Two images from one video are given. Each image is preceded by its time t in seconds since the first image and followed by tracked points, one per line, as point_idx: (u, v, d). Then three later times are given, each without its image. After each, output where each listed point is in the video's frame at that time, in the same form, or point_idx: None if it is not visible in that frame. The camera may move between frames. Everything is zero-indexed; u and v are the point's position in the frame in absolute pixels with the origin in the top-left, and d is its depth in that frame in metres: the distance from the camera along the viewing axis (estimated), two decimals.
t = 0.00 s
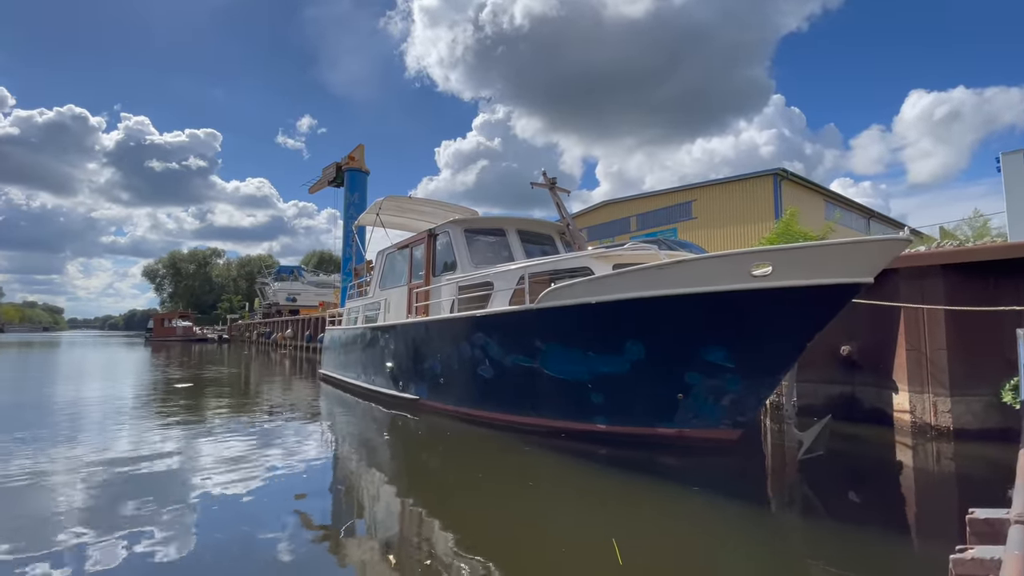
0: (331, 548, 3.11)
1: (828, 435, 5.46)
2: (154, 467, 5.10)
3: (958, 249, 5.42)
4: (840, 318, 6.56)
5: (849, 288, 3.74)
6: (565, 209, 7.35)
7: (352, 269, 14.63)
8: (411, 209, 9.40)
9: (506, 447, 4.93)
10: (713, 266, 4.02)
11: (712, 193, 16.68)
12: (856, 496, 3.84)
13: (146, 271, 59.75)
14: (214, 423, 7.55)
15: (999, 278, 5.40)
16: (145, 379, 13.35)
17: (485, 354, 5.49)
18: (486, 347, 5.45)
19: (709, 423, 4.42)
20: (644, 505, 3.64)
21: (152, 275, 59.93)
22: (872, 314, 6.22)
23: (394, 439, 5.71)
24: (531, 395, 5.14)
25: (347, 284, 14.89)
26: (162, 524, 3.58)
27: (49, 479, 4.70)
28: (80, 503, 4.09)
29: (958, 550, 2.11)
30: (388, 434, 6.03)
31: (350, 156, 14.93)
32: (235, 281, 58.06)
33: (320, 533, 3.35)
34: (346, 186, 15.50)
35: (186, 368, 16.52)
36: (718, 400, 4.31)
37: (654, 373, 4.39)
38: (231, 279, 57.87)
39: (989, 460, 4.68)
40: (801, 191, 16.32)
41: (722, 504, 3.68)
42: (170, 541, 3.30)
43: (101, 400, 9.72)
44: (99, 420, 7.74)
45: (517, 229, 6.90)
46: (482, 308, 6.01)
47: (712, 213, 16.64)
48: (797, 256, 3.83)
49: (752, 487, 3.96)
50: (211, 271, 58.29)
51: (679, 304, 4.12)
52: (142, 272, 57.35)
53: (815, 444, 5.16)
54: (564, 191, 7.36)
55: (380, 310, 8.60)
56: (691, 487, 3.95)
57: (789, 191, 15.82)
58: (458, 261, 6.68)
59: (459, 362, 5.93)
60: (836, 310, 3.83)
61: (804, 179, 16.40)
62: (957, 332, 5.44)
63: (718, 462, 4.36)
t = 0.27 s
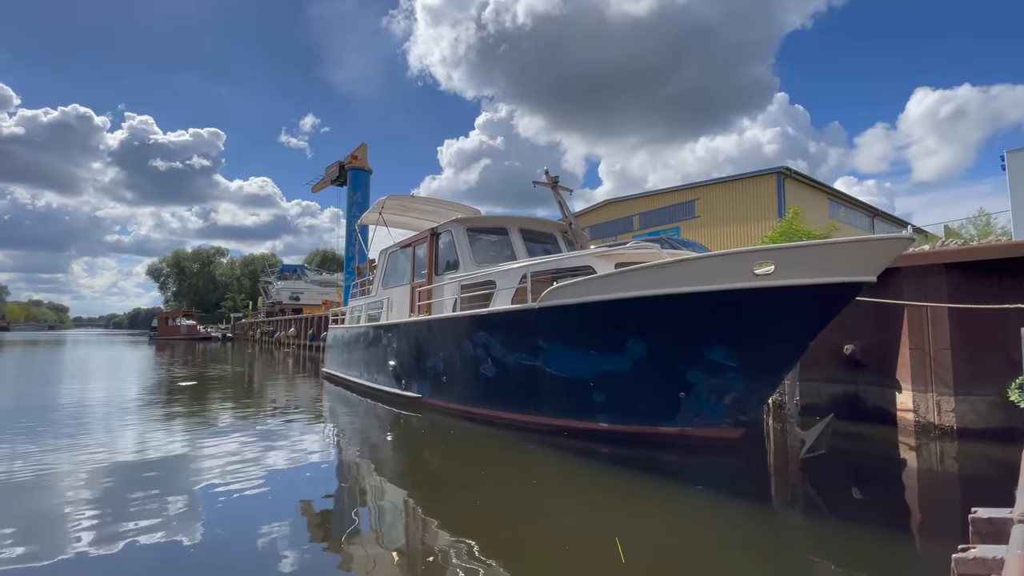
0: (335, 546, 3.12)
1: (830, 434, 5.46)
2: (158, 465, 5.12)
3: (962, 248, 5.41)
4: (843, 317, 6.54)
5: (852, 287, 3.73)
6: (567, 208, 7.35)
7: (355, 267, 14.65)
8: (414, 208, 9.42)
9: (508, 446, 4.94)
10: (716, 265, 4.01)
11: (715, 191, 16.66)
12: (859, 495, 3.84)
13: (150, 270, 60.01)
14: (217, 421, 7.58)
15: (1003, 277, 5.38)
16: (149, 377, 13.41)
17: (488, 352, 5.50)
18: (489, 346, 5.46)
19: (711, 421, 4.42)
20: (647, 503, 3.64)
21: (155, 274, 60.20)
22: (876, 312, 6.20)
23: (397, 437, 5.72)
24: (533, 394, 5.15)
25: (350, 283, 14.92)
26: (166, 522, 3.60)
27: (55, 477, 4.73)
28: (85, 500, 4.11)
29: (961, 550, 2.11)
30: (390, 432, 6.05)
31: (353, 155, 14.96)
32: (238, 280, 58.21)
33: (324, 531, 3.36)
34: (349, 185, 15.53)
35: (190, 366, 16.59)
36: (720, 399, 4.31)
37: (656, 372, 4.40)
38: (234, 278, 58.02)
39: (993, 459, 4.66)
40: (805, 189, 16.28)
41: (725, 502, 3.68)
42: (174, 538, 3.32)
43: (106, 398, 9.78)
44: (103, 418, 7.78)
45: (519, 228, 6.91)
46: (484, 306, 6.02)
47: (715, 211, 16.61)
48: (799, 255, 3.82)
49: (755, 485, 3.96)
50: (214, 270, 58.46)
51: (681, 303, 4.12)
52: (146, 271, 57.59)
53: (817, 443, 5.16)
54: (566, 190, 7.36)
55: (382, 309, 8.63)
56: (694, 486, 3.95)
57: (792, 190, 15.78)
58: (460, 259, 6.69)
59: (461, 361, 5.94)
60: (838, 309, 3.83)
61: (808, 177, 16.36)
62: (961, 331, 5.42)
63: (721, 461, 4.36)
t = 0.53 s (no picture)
0: (339, 545, 3.13)
1: (835, 433, 5.44)
2: (164, 464, 5.15)
3: (968, 246, 5.38)
4: (847, 316, 6.52)
5: (856, 285, 3.72)
6: (571, 207, 7.34)
7: (359, 266, 14.68)
8: (417, 207, 9.43)
9: (512, 444, 4.94)
10: (719, 263, 4.01)
11: (719, 190, 16.61)
12: (864, 494, 3.82)
13: (156, 269, 60.35)
14: (222, 419, 7.62)
15: (1009, 275, 5.35)
16: (154, 376, 13.49)
17: (491, 351, 5.51)
18: (492, 345, 5.47)
19: (714, 420, 4.41)
20: (651, 502, 3.65)
21: (161, 273, 60.51)
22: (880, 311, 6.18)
23: (401, 436, 5.74)
24: (537, 392, 5.15)
25: (354, 282, 14.96)
26: (171, 520, 3.62)
27: (61, 475, 4.77)
28: (92, 498, 4.14)
29: (966, 549, 2.11)
30: (394, 431, 6.07)
31: (357, 154, 14.99)
32: (243, 279, 58.41)
33: (328, 529, 3.38)
34: (353, 184, 15.56)
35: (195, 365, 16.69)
36: (723, 398, 4.31)
37: (659, 371, 4.39)
38: (238, 277, 58.21)
39: (999, 459, 4.64)
40: (810, 187, 16.22)
41: (729, 501, 3.68)
42: (179, 536, 3.35)
43: (112, 397, 9.84)
44: (109, 417, 7.83)
45: (522, 227, 6.91)
46: (487, 305, 6.02)
47: (719, 210, 16.56)
48: (803, 253, 3.81)
49: (759, 484, 3.96)
50: (219, 269, 58.69)
51: (685, 302, 4.12)
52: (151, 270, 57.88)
53: (821, 442, 5.15)
54: (569, 189, 7.35)
55: (386, 307, 8.65)
56: (698, 485, 3.95)
57: (797, 188, 15.72)
58: (464, 258, 6.70)
59: (465, 360, 5.95)
60: (843, 307, 3.81)
61: (812, 176, 16.29)
62: (967, 330, 5.39)
63: (724, 460, 4.35)
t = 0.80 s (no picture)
0: (343, 543, 3.15)
1: (841, 433, 5.42)
2: (171, 462, 5.19)
3: (976, 244, 5.34)
4: (854, 315, 6.49)
5: (862, 283, 3.70)
6: (575, 206, 7.33)
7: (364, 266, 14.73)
8: (422, 206, 9.45)
9: (517, 443, 4.95)
10: (724, 262, 4.00)
11: (724, 188, 16.55)
12: (870, 494, 3.81)
13: (163, 269, 60.83)
14: (229, 418, 7.66)
15: (1018, 273, 5.31)
16: (161, 375, 13.59)
17: (496, 350, 5.52)
18: (496, 343, 5.48)
19: (719, 419, 4.41)
20: (656, 501, 3.65)
21: (168, 273, 61.03)
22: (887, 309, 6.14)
23: (406, 435, 5.76)
24: (541, 391, 5.16)
25: (359, 282, 15.01)
26: (178, 518, 3.65)
27: (70, 473, 4.82)
28: (100, 496, 4.18)
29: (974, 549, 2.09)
30: (400, 429, 6.09)
31: (362, 154, 15.03)
32: (249, 279, 58.72)
33: (334, 528, 3.39)
34: (358, 184, 15.60)
35: (202, 364, 16.79)
36: (728, 397, 4.30)
37: (664, 370, 4.39)
38: (245, 277, 58.52)
39: (1008, 459, 4.61)
40: (816, 186, 16.12)
41: (734, 501, 3.67)
42: (186, 534, 3.37)
43: (120, 396, 9.92)
44: (117, 416, 7.89)
45: (527, 226, 6.91)
46: (492, 304, 6.03)
47: (725, 208, 16.50)
48: (809, 252, 3.80)
49: (764, 484, 3.95)
50: (226, 269, 59.00)
51: (689, 300, 4.11)
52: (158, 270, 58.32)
53: (828, 441, 5.13)
54: (574, 188, 7.35)
55: (391, 307, 8.67)
56: (703, 484, 3.94)
57: (803, 186, 15.64)
58: (468, 258, 6.71)
59: (470, 359, 5.96)
60: (849, 306, 3.80)
61: (818, 174, 16.19)
62: (975, 329, 5.35)
63: (730, 458, 4.34)
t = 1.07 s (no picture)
0: (350, 542, 3.16)
1: (850, 433, 5.37)
2: (180, 461, 5.23)
3: (988, 243, 5.29)
4: (864, 314, 6.43)
5: (872, 283, 3.67)
6: (582, 205, 7.32)
7: (371, 266, 14.79)
8: (429, 206, 9.48)
9: (523, 442, 4.95)
10: (732, 261, 3.98)
11: (731, 187, 16.46)
12: (880, 494, 3.77)
13: (172, 269, 61.37)
14: (237, 417, 7.71)
15: None
16: (171, 374, 13.70)
17: (502, 349, 5.53)
18: (503, 343, 5.49)
19: (727, 419, 4.38)
20: (663, 501, 3.64)
21: (177, 273, 61.57)
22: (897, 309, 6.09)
23: (413, 434, 5.77)
24: (548, 391, 5.16)
25: (366, 282, 15.07)
26: (188, 516, 3.69)
27: (81, 472, 4.87)
28: (110, 495, 4.22)
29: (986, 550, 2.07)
30: (407, 428, 6.11)
31: (368, 155, 15.10)
32: (257, 279, 59.10)
33: (341, 526, 3.41)
34: (364, 185, 15.66)
35: (211, 364, 16.90)
36: (736, 396, 4.28)
37: (671, 369, 4.37)
38: (253, 277, 58.92)
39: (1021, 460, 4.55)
40: (824, 184, 16.00)
41: (742, 501, 3.66)
42: (194, 532, 3.40)
43: (130, 395, 10.02)
44: (127, 415, 7.96)
45: (533, 226, 6.91)
46: (498, 304, 6.03)
47: (732, 207, 16.41)
48: (818, 251, 3.77)
49: (772, 484, 3.93)
50: (234, 269, 59.41)
51: (697, 300, 4.10)
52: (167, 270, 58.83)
53: (837, 441, 5.09)
54: (580, 187, 7.33)
55: (398, 307, 8.70)
56: (710, 484, 3.92)
57: (811, 185, 15.52)
58: (475, 258, 6.72)
59: (476, 358, 5.97)
60: (858, 306, 3.77)
61: (827, 172, 16.06)
62: (987, 328, 5.30)
63: (737, 458, 4.32)
